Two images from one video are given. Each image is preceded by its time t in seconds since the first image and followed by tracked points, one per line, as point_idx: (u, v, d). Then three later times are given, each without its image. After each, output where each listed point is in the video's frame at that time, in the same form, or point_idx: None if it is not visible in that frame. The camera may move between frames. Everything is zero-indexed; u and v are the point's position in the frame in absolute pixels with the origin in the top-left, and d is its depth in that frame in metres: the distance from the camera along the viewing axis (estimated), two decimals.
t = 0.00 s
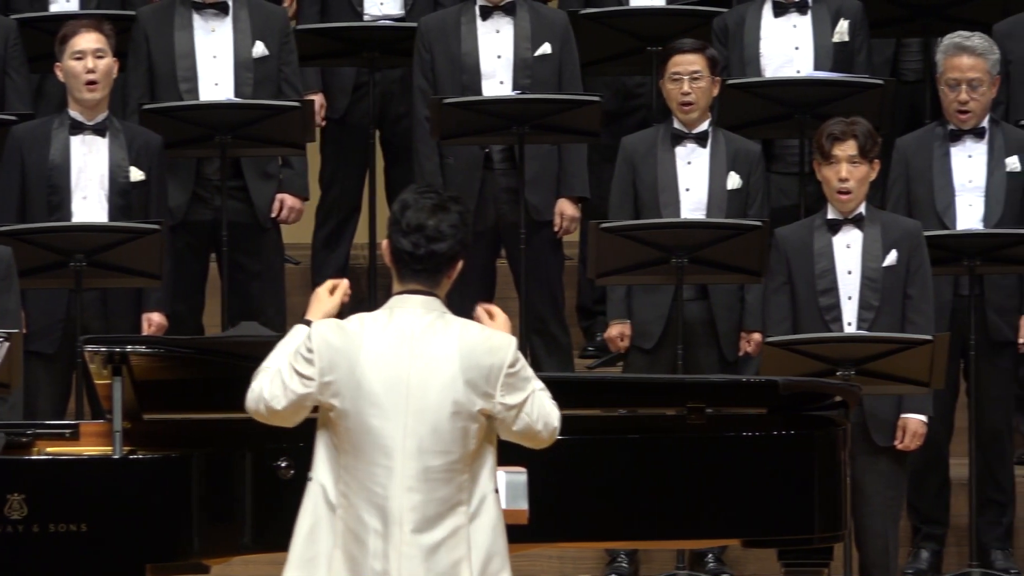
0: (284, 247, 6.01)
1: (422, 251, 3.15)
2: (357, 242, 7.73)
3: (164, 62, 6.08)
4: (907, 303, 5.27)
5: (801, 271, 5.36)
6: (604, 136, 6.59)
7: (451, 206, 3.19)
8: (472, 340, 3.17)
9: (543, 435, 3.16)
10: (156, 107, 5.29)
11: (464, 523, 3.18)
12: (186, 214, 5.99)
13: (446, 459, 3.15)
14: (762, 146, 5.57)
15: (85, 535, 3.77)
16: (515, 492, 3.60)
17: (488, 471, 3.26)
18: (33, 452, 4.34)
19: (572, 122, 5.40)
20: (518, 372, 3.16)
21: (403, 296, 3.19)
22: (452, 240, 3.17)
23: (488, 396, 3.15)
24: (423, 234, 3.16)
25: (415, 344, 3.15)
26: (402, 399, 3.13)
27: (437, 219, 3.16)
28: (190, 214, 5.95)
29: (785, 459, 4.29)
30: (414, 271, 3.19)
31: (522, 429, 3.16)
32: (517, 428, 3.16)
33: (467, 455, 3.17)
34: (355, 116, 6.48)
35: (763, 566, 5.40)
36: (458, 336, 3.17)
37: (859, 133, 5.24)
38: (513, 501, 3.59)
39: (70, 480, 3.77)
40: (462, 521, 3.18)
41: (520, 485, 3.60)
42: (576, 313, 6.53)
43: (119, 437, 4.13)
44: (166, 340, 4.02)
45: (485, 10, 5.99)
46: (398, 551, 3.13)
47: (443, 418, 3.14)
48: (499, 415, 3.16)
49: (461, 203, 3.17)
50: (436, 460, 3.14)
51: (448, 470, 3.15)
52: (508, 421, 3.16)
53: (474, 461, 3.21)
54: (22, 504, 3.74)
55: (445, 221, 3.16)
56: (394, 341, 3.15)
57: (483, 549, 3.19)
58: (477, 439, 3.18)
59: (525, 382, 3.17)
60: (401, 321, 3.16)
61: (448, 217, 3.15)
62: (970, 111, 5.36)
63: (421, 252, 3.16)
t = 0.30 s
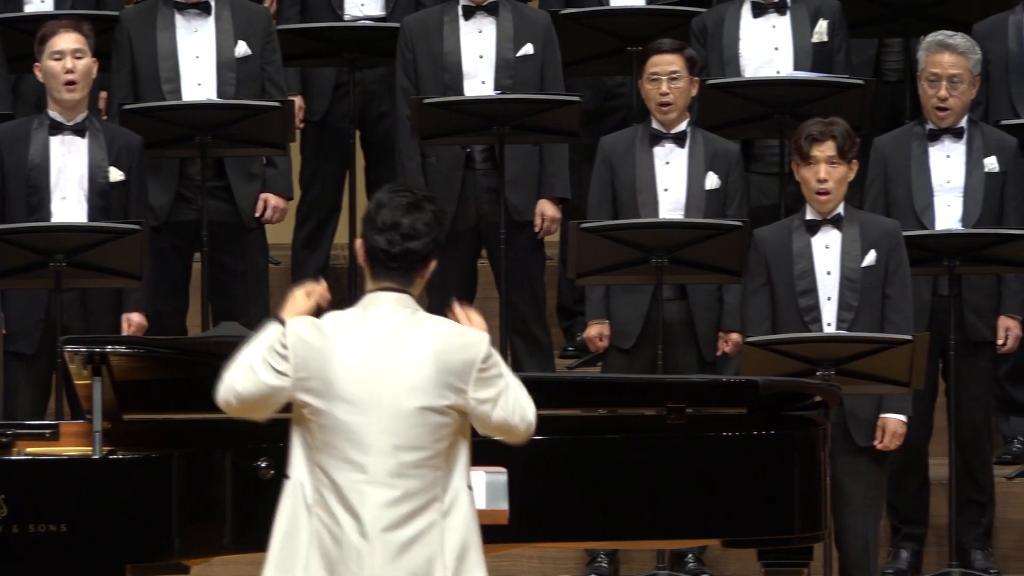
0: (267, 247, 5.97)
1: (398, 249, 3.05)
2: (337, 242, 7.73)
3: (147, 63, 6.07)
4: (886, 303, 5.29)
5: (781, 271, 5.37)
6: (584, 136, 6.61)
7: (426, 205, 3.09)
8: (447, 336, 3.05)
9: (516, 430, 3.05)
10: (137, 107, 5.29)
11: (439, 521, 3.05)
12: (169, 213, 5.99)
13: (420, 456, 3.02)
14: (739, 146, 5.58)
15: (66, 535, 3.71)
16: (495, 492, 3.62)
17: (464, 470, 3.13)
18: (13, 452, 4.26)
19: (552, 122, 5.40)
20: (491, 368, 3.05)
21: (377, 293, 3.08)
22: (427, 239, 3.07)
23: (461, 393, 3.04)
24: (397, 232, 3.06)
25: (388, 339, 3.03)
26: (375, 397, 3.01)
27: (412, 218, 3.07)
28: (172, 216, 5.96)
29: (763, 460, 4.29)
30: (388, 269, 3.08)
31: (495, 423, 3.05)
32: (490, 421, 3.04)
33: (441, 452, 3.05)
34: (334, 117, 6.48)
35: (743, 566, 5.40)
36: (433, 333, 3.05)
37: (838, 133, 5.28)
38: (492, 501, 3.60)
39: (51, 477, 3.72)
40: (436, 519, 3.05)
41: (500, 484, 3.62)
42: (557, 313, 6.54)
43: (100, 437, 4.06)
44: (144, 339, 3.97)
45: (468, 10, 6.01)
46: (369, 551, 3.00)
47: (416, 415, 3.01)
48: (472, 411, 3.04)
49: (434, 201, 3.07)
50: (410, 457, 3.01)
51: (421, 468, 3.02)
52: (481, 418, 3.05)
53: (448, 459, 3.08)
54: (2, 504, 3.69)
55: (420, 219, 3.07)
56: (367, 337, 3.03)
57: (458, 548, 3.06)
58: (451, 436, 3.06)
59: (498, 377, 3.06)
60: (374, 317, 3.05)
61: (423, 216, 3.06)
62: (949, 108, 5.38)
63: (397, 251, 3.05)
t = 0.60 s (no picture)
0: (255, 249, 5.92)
1: (360, 235, 3.13)
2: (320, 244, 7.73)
3: (135, 64, 6.07)
4: (868, 302, 5.30)
5: (763, 272, 5.37)
6: (568, 137, 6.61)
7: (387, 193, 3.17)
8: (409, 317, 3.11)
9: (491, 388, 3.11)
10: (120, 107, 5.29)
11: (409, 496, 3.08)
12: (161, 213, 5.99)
13: (386, 431, 3.06)
14: (719, 146, 5.59)
15: (48, 534, 3.74)
16: (478, 492, 3.53)
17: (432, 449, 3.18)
18: None
19: (534, 122, 5.40)
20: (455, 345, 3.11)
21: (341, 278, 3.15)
22: (388, 225, 3.15)
23: (425, 369, 3.09)
24: (358, 219, 3.13)
25: (354, 320, 3.09)
26: (340, 374, 3.06)
27: (372, 205, 3.15)
28: (162, 217, 5.96)
29: (747, 461, 4.29)
30: (351, 256, 3.16)
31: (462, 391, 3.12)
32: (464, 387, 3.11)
33: (410, 429, 3.09)
34: (315, 118, 6.50)
35: (726, 566, 5.41)
36: (395, 312, 3.11)
37: (817, 133, 5.31)
38: (476, 501, 3.53)
39: (32, 476, 3.74)
40: (407, 494, 3.08)
41: (483, 485, 3.55)
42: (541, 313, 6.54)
43: (82, 437, 4.06)
44: (127, 340, 3.97)
45: (453, 10, 6.00)
46: (338, 524, 3.05)
47: (384, 392, 3.06)
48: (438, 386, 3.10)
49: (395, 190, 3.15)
50: (375, 432, 3.05)
51: (387, 442, 3.06)
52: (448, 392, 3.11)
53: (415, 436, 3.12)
54: None
55: (380, 205, 3.15)
56: (331, 318, 3.09)
57: (430, 522, 3.09)
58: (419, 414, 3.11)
59: (462, 352, 3.12)
60: (340, 300, 3.11)
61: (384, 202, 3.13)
62: (933, 107, 5.38)
63: (358, 238, 3.13)
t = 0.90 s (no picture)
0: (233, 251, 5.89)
1: (312, 233, 3.16)
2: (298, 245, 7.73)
3: (117, 65, 5.96)
4: (845, 303, 5.29)
5: (739, 272, 5.36)
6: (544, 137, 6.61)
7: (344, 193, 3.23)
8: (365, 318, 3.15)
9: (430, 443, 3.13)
10: (96, 107, 5.28)
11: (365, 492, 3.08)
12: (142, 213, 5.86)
13: (342, 427, 3.08)
14: (691, 145, 5.58)
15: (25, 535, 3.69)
16: (454, 492, 3.36)
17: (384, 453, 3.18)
18: None
19: (510, 122, 5.40)
20: (406, 349, 3.14)
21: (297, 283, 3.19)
22: (343, 224, 3.19)
23: (381, 367, 3.12)
24: (313, 215, 3.18)
25: (308, 319, 3.12)
26: (297, 372, 3.09)
27: (329, 204, 3.20)
28: (144, 219, 5.83)
29: (723, 460, 4.30)
30: (307, 255, 3.18)
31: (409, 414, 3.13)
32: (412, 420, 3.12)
33: (363, 427, 3.10)
34: (281, 118, 6.43)
35: (702, 566, 5.41)
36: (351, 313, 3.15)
37: (793, 133, 5.31)
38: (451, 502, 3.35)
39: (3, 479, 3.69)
40: (361, 491, 3.08)
41: (458, 485, 3.36)
42: (518, 313, 6.55)
43: (57, 438, 4.02)
44: (101, 341, 3.93)
45: (434, 10, 5.99)
46: (295, 519, 3.04)
47: (337, 388, 3.09)
48: (389, 388, 3.12)
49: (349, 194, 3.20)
50: (332, 427, 3.08)
51: (344, 437, 3.08)
52: (398, 400, 3.13)
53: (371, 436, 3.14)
54: None
55: (336, 205, 3.19)
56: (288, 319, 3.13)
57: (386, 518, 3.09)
58: (372, 413, 3.12)
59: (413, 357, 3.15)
60: (294, 302, 3.14)
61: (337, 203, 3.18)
62: (909, 108, 5.36)
63: (310, 236, 3.17)
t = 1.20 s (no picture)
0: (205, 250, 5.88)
1: (271, 230, 3.14)
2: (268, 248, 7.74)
3: (91, 65, 5.93)
4: (815, 305, 5.29)
5: (709, 273, 5.34)
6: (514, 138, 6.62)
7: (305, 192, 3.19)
8: (328, 313, 3.14)
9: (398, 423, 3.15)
10: (66, 107, 5.28)
11: (327, 489, 3.08)
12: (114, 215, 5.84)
13: (304, 424, 3.07)
14: (655, 146, 5.59)
15: None
16: (425, 493, 3.57)
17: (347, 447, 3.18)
18: None
19: (481, 123, 5.40)
20: (368, 343, 3.14)
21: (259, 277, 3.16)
22: (303, 223, 3.16)
23: (342, 363, 3.11)
24: (274, 212, 3.15)
25: (270, 315, 3.10)
26: (258, 369, 3.08)
27: (291, 202, 3.16)
28: (117, 219, 5.81)
29: (693, 459, 4.25)
30: (268, 254, 3.16)
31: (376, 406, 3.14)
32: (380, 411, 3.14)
33: (326, 423, 3.10)
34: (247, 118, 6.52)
35: (672, 566, 5.42)
36: (313, 309, 3.13)
37: (765, 135, 5.30)
38: (422, 503, 3.57)
39: None
40: (325, 487, 3.08)
41: (429, 485, 3.57)
42: (489, 314, 6.56)
43: (27, 438, 3.93)
44: (75, 342, 3.87)
45: (411, 11, 5.99)
46: (257, 517, 3.04)
47: (299, 385, 3.08)
48: (353, 384, 3.12)
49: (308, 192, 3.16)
50: (294, 424, 3.06)
51: (305, 434, 3.07)
52: (361, 389, 3.12)
53: (333, 432, 3.13)
54: None
55: (297, 203, 3.16)
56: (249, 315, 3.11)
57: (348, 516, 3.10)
58: (335, 408, 3.12)
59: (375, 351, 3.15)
60: (255, 297, 3.12)
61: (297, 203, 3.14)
62: (879, 112, 5.36)
63: (270, 233, 3.15)
